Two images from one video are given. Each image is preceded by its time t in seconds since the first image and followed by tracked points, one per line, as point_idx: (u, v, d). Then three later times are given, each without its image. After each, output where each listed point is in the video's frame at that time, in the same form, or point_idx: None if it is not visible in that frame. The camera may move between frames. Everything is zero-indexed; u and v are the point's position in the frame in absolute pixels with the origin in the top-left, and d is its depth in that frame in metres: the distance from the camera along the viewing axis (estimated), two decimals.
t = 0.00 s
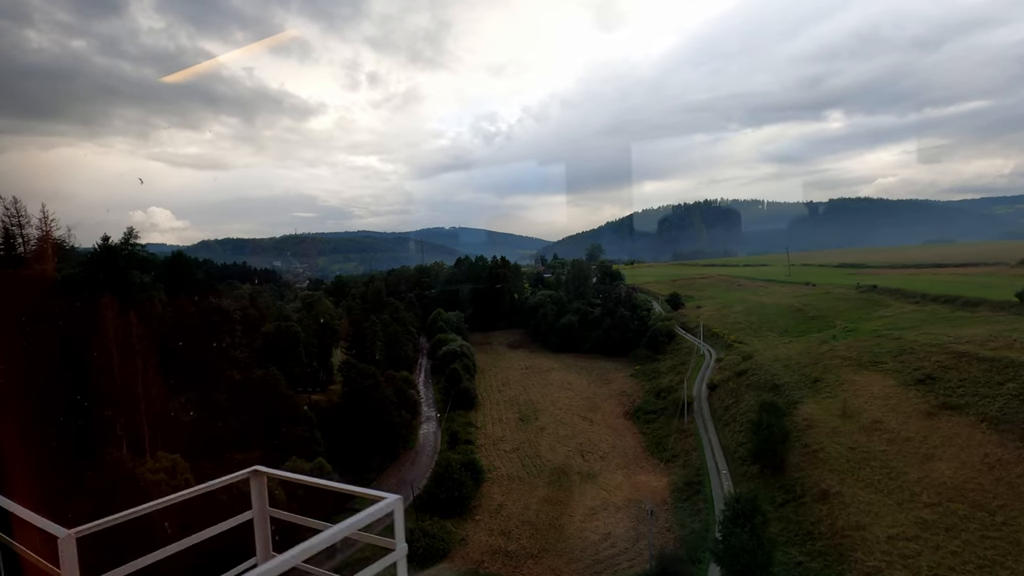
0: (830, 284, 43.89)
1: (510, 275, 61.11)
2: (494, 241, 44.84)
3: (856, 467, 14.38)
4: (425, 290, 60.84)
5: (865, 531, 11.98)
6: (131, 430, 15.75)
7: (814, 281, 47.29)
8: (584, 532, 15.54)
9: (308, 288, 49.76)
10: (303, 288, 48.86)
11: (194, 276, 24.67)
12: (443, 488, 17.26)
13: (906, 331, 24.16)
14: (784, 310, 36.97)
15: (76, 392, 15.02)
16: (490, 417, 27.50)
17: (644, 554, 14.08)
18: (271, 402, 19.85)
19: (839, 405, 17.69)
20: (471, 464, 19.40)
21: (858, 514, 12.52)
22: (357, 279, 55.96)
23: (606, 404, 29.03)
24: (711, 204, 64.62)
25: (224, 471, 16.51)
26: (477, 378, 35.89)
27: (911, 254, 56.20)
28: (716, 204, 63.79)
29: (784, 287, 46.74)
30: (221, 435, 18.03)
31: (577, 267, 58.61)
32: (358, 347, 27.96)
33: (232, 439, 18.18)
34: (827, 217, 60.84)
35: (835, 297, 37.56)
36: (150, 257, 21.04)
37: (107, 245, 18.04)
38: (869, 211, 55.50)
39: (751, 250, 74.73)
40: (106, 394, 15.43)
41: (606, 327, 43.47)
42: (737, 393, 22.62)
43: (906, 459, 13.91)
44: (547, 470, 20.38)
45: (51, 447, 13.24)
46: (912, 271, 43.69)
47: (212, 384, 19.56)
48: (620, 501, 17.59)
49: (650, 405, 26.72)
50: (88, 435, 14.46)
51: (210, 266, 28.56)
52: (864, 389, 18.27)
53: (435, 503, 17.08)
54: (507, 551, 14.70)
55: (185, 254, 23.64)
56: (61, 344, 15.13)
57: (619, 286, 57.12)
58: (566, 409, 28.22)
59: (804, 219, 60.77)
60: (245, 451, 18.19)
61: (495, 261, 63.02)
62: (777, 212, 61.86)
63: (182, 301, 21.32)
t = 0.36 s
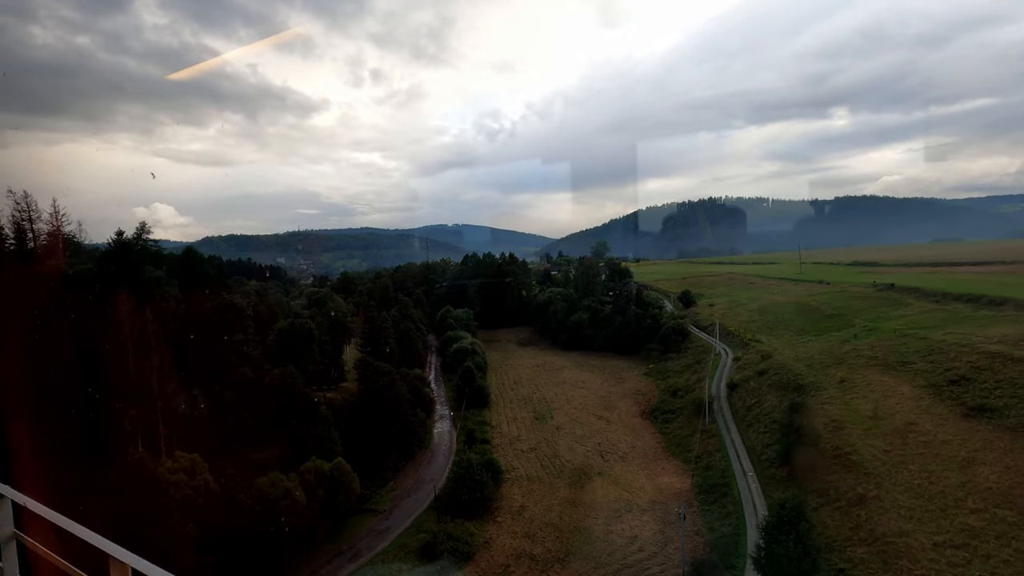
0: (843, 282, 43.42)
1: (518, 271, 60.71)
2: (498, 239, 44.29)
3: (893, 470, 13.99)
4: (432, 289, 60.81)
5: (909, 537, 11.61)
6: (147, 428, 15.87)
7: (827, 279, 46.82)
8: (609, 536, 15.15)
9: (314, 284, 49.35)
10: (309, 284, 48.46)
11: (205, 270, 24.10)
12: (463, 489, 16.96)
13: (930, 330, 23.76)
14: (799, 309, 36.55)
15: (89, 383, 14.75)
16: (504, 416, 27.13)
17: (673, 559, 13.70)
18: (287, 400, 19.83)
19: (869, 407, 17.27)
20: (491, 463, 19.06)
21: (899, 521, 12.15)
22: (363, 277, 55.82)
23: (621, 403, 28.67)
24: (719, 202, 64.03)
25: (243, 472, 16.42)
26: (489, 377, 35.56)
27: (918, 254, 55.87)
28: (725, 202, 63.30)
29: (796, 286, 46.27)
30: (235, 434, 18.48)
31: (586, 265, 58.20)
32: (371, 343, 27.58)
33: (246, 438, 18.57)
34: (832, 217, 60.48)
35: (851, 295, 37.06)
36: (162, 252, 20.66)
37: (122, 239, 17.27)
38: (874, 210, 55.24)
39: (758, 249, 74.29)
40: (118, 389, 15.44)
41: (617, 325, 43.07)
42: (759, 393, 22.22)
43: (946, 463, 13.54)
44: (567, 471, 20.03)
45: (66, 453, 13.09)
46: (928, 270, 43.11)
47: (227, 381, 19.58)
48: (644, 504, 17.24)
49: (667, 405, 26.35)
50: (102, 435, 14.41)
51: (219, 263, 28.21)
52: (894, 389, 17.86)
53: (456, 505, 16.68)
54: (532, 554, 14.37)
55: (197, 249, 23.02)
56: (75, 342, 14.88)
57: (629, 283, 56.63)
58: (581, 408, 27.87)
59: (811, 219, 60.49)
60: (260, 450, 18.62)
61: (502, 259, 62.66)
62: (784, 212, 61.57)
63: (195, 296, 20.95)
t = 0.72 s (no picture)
0: (852, 277, 43.11)
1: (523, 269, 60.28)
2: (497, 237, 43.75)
3: (927, 468, 13.69)
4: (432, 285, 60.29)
5: (953, 540, 11.32)
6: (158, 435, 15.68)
7: (834, 274, 46.52)
8: (634, 538, 14.85)
9: (315, 284, 48.86)
10: (310, 283, 48.09)
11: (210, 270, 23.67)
12: (482, 491, 16.55)
13: (949, 325, 23.46)
14: (809, 304, 36.24)
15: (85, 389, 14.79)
16: (516, 416, 26.77)
17: (704, 564, 13.40)
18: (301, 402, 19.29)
19: (895, 404, 16.98)
20: (508, 464, 18.69)
21: (940, 521, 11.86)
22: (364, 276, 55.31)
23: (634, 401, 28.31)
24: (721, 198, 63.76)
25: (258, 476, 16.10)
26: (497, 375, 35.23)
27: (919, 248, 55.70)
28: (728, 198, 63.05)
29: (804, 281, 45.98)
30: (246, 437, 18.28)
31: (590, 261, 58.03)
32: (379, 343, 27.23)
33: (258, 442, 18.42)
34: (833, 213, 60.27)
35: (861, 290, 36.79)
36: (167, 252, 20.18)
37: (127, 239, 17.16)
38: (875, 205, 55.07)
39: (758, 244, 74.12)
40: (118, 391, 15.18)
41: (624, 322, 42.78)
42: (778, 390, 21.88)
43: (982, 463, 13.29)
44: (585, 471, 19.72)
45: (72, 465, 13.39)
46: (937, 264, 42.80)
47: (237, 382, 19.11)
48: (667, 504, 16.91)
49: (681, 403, 26.04)
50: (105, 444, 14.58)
51: (221, 263, 27.66)
52: (919, 387, 17.60)
53: (475, 508, 16.31)
54: (558, 558, 14.04)
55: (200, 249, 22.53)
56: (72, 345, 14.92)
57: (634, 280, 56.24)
58: (594, 407, 27.58)
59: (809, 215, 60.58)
60: (271, 453, 18.38)
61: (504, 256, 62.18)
62: (781, 209, 61.67)
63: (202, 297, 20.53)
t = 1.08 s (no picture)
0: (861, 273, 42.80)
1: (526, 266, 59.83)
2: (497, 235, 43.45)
3: (962, 468, 13.45)
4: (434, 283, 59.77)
5: (997, 544, 11.10)
6: (170, 436, 15.51)
7: (842, 270, 46.16)
8: (660, 539, 14.52)
9: (316, 282, 48.21)
10: (310, 281, 47.50)
11: (215, 267, 23.17)
12: (502, 493, 16.15)
13: (968, 321, 23.15)
14: (820, 300, 35.91)
15: (85, 386, 14.59)
16: (528, 414, 26.37)
17: (734, 568, 13.09)
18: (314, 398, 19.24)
19: (921, 402, 16.68)
20: (526, 464, 18.31)
21: (982, 523, 11.65)
22: (365, 273, 54.70)
23: (646, 399, 27.92)
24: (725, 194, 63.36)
25: (273, 478, 15.80)
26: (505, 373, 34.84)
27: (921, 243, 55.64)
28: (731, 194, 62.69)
29: (811, 277, 45.63)
30: (256, 437, 18.07)
31: (595, 257, 57.71)
32: (388, 341, 26.82)
33: (268, 441, 18.22)
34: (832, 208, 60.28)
35: (871, 286, 36.47)
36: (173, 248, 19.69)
37: (135, 235, 16.81)
38: (873, 201, 55.13)
39: (757, 239, 74.21)
40: (117, 389, 15.00)
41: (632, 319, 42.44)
42: (796, 387, 21.54)
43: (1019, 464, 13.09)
44: (604, 470, 19.37)
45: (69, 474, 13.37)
46: (945, 259, 42.55)
47: (249, 381, 18.74)
48: (690, 505, 16.57)
49: (695, 401, 25.70)
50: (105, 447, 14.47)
51: (224, 260, 27.15)
52: (945, 383, 17.30)
53: (495, 510, 15.94)
54: (583, 561, 13.70)
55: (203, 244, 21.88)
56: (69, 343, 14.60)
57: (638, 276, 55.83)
58: (606, 405, 27.22)
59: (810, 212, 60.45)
60: (282, 453, 18.10)
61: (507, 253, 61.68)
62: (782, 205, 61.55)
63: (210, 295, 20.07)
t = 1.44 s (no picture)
0: (870, 273, 42.51)
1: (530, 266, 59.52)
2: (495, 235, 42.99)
3: (998, 473, 13.10)
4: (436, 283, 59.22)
5: None
6: (179, 441, 15.07)
7: (850, 271, 45.81)
8: (687, 546, 14.17)
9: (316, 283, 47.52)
10: (310, 282, 46.80)
11: (220, 267, 22.71)
12: (523, 499, 15.68)
13: (987, 321, 22.87)
14: (830, 301, 35.57)
15: (81, 387, 13.91)
16: (539, 416, 25.98)
17: None
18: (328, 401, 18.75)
19: (950, 406, 16.30)
20: (543, 469, 17.86)
21: None
22: (366, 274, 54.07)
23: (659, 401, 27.55)
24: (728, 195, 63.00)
25: (287, 483, 15.40)
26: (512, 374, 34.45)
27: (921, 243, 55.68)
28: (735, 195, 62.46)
29: (819, 277, 45.28)
30: (265, 440, 17.58)
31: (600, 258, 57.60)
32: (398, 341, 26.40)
33: (278, 445, 17.73)
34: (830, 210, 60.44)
35: (882, 287, 36.16)
36: (178, 246, 19.17)
37: (144, 234, 16.35)
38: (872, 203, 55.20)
39: (756, 240, 74.17)
40: (117, 390, 14.51)
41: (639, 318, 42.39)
42: (815, 390, 21.20)
43: None
44: (622, 474, 18.98)
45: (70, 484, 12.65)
46: (954, 260, 42.29)
47: (260, 384, 18.29)
48: (713, 510, 16.19)
49: (709, 403, 25.33)
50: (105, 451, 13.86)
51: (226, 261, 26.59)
52: (973, 385, 16.95)
53: (516, 517, 15.50)
54: (608, 570, 13.30)
55: (208, 243, 21.48)
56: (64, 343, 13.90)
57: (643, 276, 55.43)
58: (618, 406, 26.83)
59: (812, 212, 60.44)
60: (292, 457, 17.75)
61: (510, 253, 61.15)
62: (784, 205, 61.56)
63: (215, 294, 19.56)
